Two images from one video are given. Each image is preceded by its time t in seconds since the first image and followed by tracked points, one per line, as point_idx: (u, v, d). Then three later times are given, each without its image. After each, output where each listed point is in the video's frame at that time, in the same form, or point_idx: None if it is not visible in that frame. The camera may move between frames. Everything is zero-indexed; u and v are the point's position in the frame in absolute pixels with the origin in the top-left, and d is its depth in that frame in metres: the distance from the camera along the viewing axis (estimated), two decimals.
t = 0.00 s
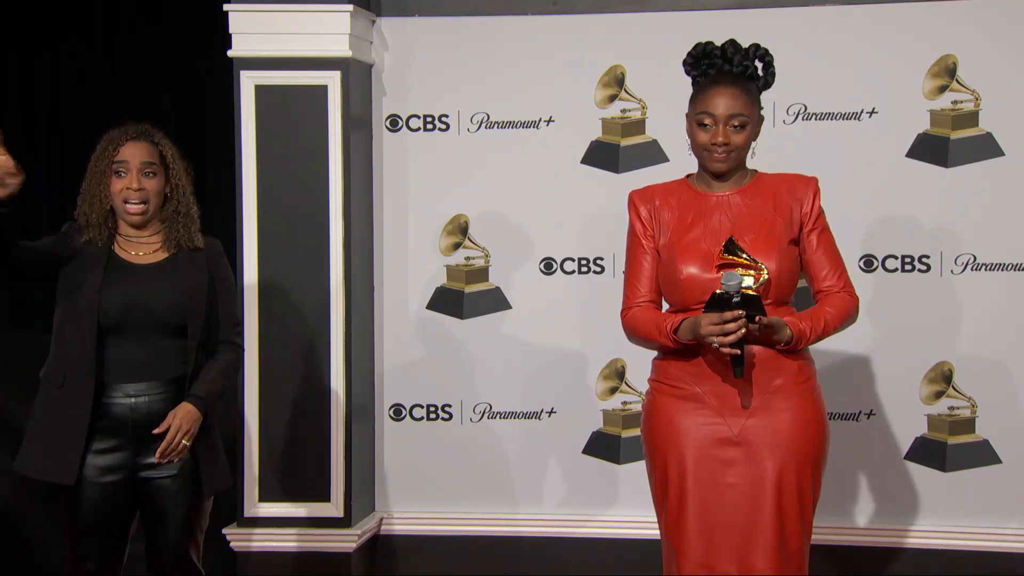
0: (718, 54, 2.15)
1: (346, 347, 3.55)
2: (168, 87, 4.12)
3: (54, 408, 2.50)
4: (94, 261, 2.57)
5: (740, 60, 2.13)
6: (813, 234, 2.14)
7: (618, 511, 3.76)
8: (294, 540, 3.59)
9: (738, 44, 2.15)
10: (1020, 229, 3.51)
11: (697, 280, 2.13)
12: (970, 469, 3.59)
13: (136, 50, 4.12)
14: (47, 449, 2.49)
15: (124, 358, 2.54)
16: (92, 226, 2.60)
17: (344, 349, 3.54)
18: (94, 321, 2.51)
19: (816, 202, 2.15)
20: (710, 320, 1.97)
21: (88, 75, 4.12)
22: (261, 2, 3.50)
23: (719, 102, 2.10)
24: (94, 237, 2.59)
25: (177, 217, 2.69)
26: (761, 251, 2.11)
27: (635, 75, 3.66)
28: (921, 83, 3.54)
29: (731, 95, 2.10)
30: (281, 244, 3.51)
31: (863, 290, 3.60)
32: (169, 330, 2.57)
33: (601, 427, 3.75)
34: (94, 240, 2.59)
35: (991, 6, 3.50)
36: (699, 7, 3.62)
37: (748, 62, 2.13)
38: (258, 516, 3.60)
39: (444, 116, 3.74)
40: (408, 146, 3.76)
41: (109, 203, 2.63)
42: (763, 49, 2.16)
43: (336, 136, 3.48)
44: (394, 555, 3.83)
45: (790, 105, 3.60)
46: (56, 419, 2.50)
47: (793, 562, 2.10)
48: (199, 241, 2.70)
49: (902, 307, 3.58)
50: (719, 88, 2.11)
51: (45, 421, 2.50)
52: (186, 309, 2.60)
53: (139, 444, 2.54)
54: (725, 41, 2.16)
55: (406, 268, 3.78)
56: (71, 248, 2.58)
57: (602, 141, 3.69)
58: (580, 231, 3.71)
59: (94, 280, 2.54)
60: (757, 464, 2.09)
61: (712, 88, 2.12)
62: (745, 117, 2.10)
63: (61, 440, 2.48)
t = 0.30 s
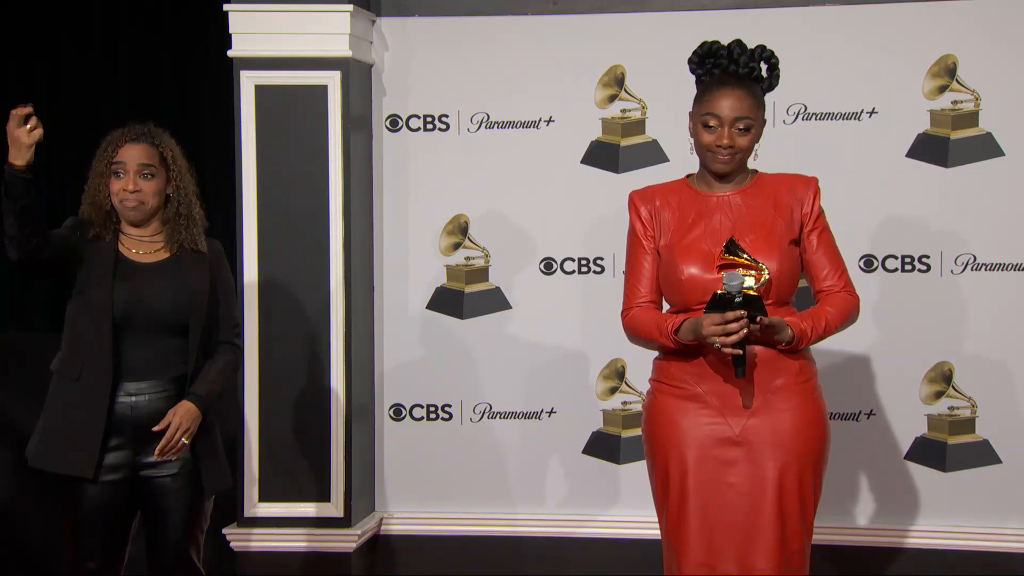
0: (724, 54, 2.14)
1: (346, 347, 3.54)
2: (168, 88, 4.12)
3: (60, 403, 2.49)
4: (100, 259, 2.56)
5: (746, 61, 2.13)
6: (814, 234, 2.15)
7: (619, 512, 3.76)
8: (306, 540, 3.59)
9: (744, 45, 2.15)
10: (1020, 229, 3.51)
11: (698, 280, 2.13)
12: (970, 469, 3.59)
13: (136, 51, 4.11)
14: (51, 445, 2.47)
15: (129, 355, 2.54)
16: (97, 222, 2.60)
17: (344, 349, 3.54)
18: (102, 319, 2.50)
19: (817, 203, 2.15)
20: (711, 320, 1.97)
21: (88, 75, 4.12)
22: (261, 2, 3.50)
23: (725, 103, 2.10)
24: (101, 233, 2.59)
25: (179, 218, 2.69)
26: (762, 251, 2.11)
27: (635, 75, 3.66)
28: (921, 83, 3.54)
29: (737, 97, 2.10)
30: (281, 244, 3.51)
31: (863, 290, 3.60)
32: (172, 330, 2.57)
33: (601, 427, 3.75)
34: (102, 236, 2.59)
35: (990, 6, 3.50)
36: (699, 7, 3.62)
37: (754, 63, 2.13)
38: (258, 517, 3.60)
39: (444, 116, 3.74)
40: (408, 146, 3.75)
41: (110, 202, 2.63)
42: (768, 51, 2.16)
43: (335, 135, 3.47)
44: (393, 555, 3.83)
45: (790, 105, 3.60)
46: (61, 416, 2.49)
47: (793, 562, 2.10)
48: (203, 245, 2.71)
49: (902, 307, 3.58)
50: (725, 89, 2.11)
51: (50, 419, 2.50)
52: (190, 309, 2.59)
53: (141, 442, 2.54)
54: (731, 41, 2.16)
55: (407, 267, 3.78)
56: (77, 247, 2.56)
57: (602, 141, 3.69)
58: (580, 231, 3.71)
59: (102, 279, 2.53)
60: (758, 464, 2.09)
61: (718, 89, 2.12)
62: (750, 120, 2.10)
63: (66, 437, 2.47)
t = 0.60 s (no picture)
0: (726, 54, 2.15)
1: (347, 347, 3.54)
2: (168, 89, 4.11)
3: (67, 403, 2.49)
4: (103, 259, 2.55)
5: (748, 61, 2.13)
6: (814, 234, 2.15)
7: (619, 512, 3.76)
8: (312, 540, 3.59)
9: (746, 45, 2.16)
10: (1020, 229, 3.51)
11: (699, 280, 2.13)
12: (970, 469, 3.59)
13: (136, 52, 4.11)
14: (56, 445, 2.47)
15: (134, 355, 2.54)
16: (99, 222, 2.59)
17: (344, 349, 3.54)
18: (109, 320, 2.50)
19: (818, 203, 2.15)
20: (712, 321, 1.96)
21: (88, 77, 4.12)
22: (261, 2, 3.50)
23: (726, 103, 2.10)
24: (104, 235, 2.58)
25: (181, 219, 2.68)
26: (763, 251, 2.11)
27: (635, 75, 3.66)
28: (921, 83, 3.54)
29: (739, 97, 2.10)
30: (281, 244, 3.51)
31: (863, 290, 3.60)
32: (175, 329, 2.57)
33: (601, 427, 3.75)
34: (105, 237, 2.59)
35: (990, 6, 3.50)
36: (699, 7, 3.62)
37: (756, 64, 2.14)
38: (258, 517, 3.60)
39: (444, 116, 3.74)
40: (408, 146, 3.75)
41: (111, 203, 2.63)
42: (771, 51, 2.17)
43: (336, 135, 3.47)
44: (393, 555, 3.83)
45: (790, 105, 3.60)
46: (67, 415, 2.49)
47: (794, 562, 2.10)
48: (207, 246, 2.70)
49: (902, 307, 3.58)
50: (727, 89, 2.11)
51: (59, 422, 2.49)
52: (194, 308, 2.60)
53: (145, 442, 2.54)
54: (733, 41, 2.16)
55: (407, 267, 3.78)
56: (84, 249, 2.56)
57: (602, 141, 3.69)
58: (580, 232, 3.71)
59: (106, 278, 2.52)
60: (758, 464, 2.09)
61: (720, 89, 2.12)
62: (751, 120, 2.10)
63: (73, 437, 2.47)
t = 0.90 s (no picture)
0: (727, 53, 2.14)
1: (347, 347, 3.54)
2: (169, 89, 4.11)
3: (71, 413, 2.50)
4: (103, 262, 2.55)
5: (749, 60, 2.13)
6: (815, 235, 2.14)
7: (619, 512, 3.76)
8: (289, 541, 3.60)
9: (748, 45, 2.15)
10: (1020, 229, 3.51)
11: (699, 280, 2.13)
12: (971, 469, 3.59)
13: (136, 53, 4.11)
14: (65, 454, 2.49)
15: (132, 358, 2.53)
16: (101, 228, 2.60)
17: (344, 349, 3.54)
18: (105, 326, 2.50)
19: (819, 204, 2.15)
20: (712, 321, 1.96)
21: (88, 78, 4.12)
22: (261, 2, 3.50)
23: (726, 102, 2.10)
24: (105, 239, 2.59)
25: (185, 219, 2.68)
26: (763, 252, 2.11)
27: (635, 75, 3.66)
28: (921, 83, 3.54)
29: (739, 96, 2.10)
30: (282, 244, 3.51)
31: (863, 290, 3.60)
32: (171, 329, 2.56)
33: (601, 428, 3.75)
34: (104, 242, 2.59)
35: (990, 6, 3.50)
36: (699, 7, 3.62)
37: (757, 62, 2.13)
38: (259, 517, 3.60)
39: (445, 116, 3.74)
40: (408, 146, 3.75)
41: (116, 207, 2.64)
42: (772, 50, 2.16)
43: (336, 135, 3.47)
44: (393, 555, 3.83)
45: (790, 105, 3.60)
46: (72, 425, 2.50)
47: (794, 562, 2.10)
48: (210, 247, 2.68)
49: (903, 307, 3.58)
50: (727, 88, 2.11)
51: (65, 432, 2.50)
52: (190, 306, 2.58)
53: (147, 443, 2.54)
54: (735, 40, 2.16)
55: (407, 268, 3.78)
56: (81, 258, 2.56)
57: (602, 141, 3.69)
58: (580, 232, 3.71)
59: (103, 279, 2.52)
60: (759, 464, 2.09)
61: (720, 88, 2.12)
62: (752, 119, 2.10)
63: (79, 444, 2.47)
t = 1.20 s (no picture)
0: (728, 53, 2.15)
1: (348, 347, 3.54)
2: (168, 90, 4.11)
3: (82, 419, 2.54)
4: (103, 264, 2.56)
5: (750, 60, 2.13)
6: (816, 236, 2.14)
7: (620, 512, 3.76)
8: (296, 540, 3.60)
9: (748, 45, 2.16)
10: (1021, 229, 3.51)
11: (699, 280, 2.13)
12: (971, 469, 3.59)
13: (136, 53, 4.12)
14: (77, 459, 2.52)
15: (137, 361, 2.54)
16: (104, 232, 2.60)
17: (345, 349, 3.54)
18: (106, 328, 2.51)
19: (819, 204, 2.15)
20: (711, 321, 1.96)
21: (89, 78, 4.12)
22: (262, 2, 3.50)
23: (727, 101, 2.10)
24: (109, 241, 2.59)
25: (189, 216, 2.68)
26: (764, 252, 2.11)
27: (636, 75, 3.66)
28: (921, 83, 3.54)
29: (740, 95, 2.10)
30: (282, 245, 3.52)
31: (863, 290, 3.60)
32: (169, 330, 2.55)
33: (602, 428, 3.75)
34: (106, 246, 2.59)
35: (991, 6, 3.50)
36: (700, 7, 3.62)
37: (757, 62, 2.13)
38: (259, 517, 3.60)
39: (445, 116, 3.74)
40: (408, 146, 3.75)
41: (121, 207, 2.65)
42: (773, 51, 2.16)
43: (336, 135, 3.47)
44: (394, 555, 3.83)
45: (790, 105, 3.60)
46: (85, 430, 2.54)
47: (794, 562, 2.10)
48: (209, 241, 2.66)
49: (904, 307, 3.58)
50: (728, 87, 2.11)
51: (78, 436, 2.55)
52: (189, 308, 2.56)
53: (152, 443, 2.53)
54: (736, 40, 2.16)
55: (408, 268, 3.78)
56: (84, 261, 2.58)
57: (602, 141, 3.69)
58: (581, 232, 3.71)
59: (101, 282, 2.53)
60: (758, 464, 2.09)
61: (721, 87, 2.12)
62: (752, 118, 2.10)
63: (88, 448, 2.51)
